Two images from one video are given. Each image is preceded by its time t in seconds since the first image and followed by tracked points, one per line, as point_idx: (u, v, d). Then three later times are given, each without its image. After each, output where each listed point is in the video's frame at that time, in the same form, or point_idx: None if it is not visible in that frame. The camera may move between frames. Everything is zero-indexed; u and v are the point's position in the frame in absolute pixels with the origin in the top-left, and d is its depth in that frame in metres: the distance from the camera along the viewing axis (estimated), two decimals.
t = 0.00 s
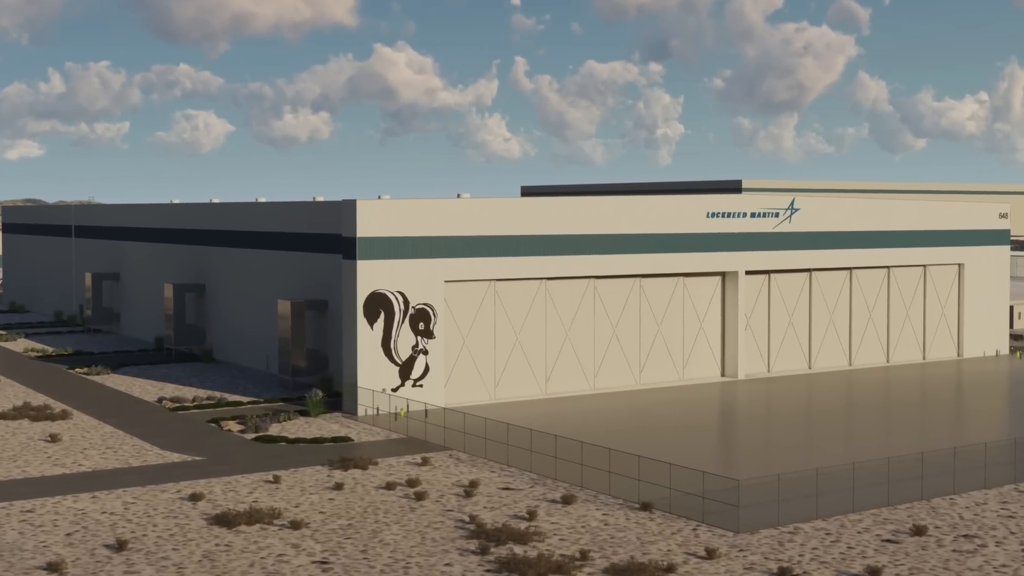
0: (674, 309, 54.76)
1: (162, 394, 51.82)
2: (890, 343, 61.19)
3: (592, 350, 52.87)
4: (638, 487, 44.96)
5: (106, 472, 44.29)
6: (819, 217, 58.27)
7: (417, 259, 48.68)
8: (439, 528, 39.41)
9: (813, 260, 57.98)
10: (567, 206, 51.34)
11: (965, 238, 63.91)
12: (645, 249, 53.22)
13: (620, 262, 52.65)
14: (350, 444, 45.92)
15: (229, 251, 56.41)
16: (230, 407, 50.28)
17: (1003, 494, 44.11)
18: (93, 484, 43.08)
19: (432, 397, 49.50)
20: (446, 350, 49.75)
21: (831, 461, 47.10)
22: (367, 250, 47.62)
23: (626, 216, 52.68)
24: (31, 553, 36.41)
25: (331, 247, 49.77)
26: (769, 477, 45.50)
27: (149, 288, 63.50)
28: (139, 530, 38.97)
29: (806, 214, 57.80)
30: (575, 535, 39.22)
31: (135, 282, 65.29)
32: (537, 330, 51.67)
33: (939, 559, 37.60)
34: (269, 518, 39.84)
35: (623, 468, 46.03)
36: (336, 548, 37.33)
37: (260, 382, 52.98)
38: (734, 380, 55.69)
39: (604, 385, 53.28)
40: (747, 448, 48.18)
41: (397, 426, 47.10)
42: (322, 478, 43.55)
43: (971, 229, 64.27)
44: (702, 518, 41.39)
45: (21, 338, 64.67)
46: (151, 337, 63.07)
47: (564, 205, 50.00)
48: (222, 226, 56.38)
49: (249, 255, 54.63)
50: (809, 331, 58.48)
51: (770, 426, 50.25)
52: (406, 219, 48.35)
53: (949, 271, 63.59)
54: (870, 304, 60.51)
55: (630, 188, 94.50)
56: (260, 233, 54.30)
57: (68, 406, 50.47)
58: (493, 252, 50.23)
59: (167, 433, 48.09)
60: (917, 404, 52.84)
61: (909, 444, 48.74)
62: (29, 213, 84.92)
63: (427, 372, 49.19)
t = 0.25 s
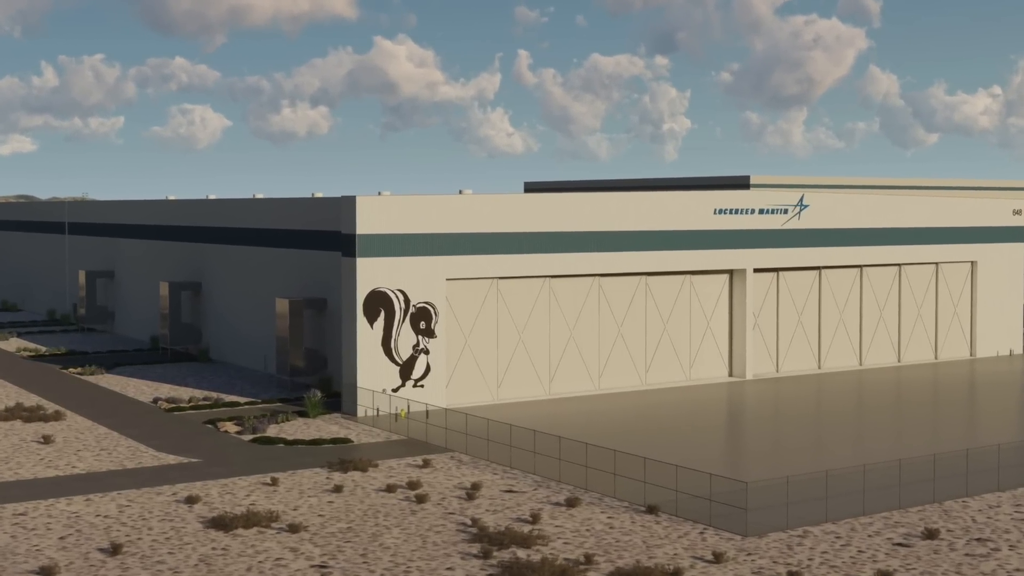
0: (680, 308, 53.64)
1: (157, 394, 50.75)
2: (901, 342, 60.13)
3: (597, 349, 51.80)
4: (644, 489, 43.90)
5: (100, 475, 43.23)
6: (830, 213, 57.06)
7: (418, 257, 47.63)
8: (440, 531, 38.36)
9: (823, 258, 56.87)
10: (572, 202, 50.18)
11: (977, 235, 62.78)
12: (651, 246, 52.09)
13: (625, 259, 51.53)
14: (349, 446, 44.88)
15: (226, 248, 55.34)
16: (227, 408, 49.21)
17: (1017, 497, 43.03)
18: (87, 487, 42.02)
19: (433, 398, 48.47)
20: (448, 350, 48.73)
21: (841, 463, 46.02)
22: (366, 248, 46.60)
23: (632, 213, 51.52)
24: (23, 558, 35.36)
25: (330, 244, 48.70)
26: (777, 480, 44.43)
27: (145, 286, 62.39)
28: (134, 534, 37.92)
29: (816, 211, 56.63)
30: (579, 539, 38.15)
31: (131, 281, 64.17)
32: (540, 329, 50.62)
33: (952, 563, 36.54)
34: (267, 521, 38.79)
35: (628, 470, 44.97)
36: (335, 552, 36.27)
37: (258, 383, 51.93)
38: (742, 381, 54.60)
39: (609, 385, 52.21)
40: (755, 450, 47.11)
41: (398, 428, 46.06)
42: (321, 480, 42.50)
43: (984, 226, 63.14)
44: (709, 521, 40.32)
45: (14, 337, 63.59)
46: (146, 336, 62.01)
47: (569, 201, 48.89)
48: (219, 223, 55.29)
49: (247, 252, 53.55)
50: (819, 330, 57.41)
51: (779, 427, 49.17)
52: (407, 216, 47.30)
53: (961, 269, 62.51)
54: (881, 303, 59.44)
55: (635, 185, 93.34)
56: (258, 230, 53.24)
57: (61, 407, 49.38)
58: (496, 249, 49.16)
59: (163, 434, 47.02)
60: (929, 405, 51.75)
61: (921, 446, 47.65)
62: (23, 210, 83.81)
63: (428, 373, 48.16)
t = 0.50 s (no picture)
0: (687, 306, 52.54)
1: (153, 395, 49.69)
2: (913, 342, 59.08)
3: (602, 349, 50.73)
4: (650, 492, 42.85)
5: (94, 477, 42.17)
6: (841, 209, 55.87)
7: (419, 255, 46.59)
8: (441, 535, 37.30)
9: (833, 255, 55.76)
10: (577, 198, 49.06)
11: (990, 233, 61.66)
12: (658, 243, 50.98)
13: (630, 257, 50.44)
14: (349, 447, 43.84)
15: (223, 245, 54.26)
16: (224, 409, 48.15)
17: None
18: (80, 489, 40.96)
19: (434, 398, 47.43)
20: (449, 349, 47.70)
21: (851, 465, 44.95)
22: (366, 245, 45.57)
23: (639, 209, 50.40)
24: (14, 562, 34.30)
25: (329, 241, 47.62)
26: (786, 482, 43.36)
27: (141, 284, 61.29)
28: (129, 537, 36.86)
29: (826, 207, 55.46)
30: (584, 542, 37.09)
31: (127, 279, 63.08)
32: (544, 328, 49.56)
33: (966, 567, 35.48)
34: (264, 524, 37.73)
35: (634, 472, 43.90)
36: (334, 556, 35.20)
37: (255, 383, 50.89)
38: (750, 381, 53.52)
39: (614, 385, 51.14)
40: (763, 452, 46.03)
41: (398, 429, 45.03)
42: (319, 483, 41.45)
43: (997, 223, 62.02)
44: (716, 525, 39.26)
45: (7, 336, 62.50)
46: (141, 335, 60.95)
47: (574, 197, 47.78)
48: (216, 220, 54.21)
49: (244, 249, 52.47)
50: (829, 329, 56.35)
51: (788, 428, 48.08)
52: (408, 212, 46.26)
53: (975, 267, 61.43)
54: (893, 301, 58.38)
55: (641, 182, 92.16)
56: (255, 227, 52.17)
57: (55, 408, 48.30)
58: (499, 246, 48.09)
59: (158, 435, 45.95)
60: (941, 406, 50.65)
61: (933, 447, 46.54)
62: (16, 207, 82.69)
63: (429, 372, 47.14)
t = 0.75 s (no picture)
0: (695, 304, 51.42)
1: (148, 395, 48.62)
2: (926, 341, 58.02)
3: (607, 348, 49.64)
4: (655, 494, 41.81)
5: (88, 479, 41.10)
6: (851, 205, 54.76)
7: (420, 252, 45.58)
8: (443, 539, 36.25)
9: (844, 253, 54.65)
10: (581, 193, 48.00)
11: (1003, 230, 60.59)
12: (664, 240, 49.92)
13: (636, 254, 49.37)
14: (348, 449, 42.81)
15: (220, 242, 53.19)
16: (220, 410, 47.09)
17: None
18: (74, 492, 39.90)
19: (436, 399, 46.39)
20: (451, 349, 46.66)
21: (862, 467, 43.88)
22: (366, 243, 44.59)
23: (645, 205, 49.33)
24: (5, 567, 33.24)
25: (328, 238, 46.57)
26: (796, 484, 42.30)
27: (136, 282, 60.19)
28: (123, 541, 35.81)
29: (836, 203, 54.33)
30: (588, 546, 36.02)
31: (122, 277, 61.97)
32: (548, 327, 48.49)
33: (981, 572, 34.42)
34: (262, 527, 36.68)
35: (640, 475, 42.84)
36: (333, 560, 34.15)
37: (252, 383, 49.84)
38: (759, 381, 52.40)
39: (620, 385, 50.06)
40: (772, 453, 44.96)
41: (398, 430, 44.01)
42: (318, 485, 40.41)
43: (1011, 220, 60.92)
44: (723, 528, 38.21)
45: None
46: (136, 334, 59.87)
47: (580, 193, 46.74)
48: (212, 217, 53.14)
49: (241, 246, 51.41)
50: (839, 328, 55.27)
51: (798, 429, 47.01)
52: (409, 208, 45.24)
53: (988, 264, 60.37)
54: (905, 300, 57.32)
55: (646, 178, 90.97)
56: (252, 223, 51.13)
57: (47, 409, 47.20)
58: (502, 243, 47.04)
59: (153, 437, 44.88)
60: (953, 407, 49.56)
61: (946, 449, 45.46)
62: (9, 203, 81.55)
63: (430, 373, 46.13)
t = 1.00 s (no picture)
0: (702, 303, 50.35)
1: (143, 396, 47.54)
2: (938, 340, 56.97)
3: (612, 348, 48.55)
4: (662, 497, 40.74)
5: (81, 481, 40.03)
6: (861, 201, 53.65)
7: (421, 249, 44.53)
8: (445, 542, 35.18)
9: (854, 250, 53.57)
10: (586, 189, 46.91)
11: (1016, 227, 59.49)
12: (671, 237, 48.84)
13: (642, 251, 48.29)
14: (347, 451, 41.76)
15: (216, 239, 52.10)
16: (217, 410, 46.02)
17: None
18: (66, 495, 38.82)
19: (437, 399, 45.34)
20: (453, 348, 45.62)
21: (873, 469, 42.79)
22: (365, 240, 43.56)
23: (651, 201, 48.25)
24: None
25: (327, 234, 45.49)
26: (805, 487, 41.22)
27: (130, 280, 59.08)
28: (117, 545, 34.75)
29: (847, 198, 53.20)
30: (593, 550, 34.95)
31: (116, 275, 60.86)
32: (552, 326, 47.42)
33: None
34: (259, 531, 35.62)
35: (646, 477, 41.76)
36: (332, 565, 33.09)
37: (249, 383, 48.79)
38: (768, 381, 51.30)
39: (625, 385, 48.98)
40: (781, 456, 43.88)
41: (399, 432, 42.97)
42: (317, 488, 39.36)
43: None
44: (732, 532, 37.15)
45: None
46: (131, 333, 58.77)
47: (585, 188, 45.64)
48: (208, 213, 52.04)
49: (237, 243, 50.33)
50: (850, 328, 54.18)
51: (808, 431, 45.92)
52: (409, 204, 44.20)
53: (1002, 262, 59.31)
54: (918, 298, 56.24)
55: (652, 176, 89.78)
56: (249, 219, 50.05)
57: (40, 410, 46.11)
58: (505, 240, 45.98)
59: (148, 438, 43.80)
60: (967, 408, 48.44)
61: (959, 450, 44.36)
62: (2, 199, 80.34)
63: (432, 373, 45.08)
